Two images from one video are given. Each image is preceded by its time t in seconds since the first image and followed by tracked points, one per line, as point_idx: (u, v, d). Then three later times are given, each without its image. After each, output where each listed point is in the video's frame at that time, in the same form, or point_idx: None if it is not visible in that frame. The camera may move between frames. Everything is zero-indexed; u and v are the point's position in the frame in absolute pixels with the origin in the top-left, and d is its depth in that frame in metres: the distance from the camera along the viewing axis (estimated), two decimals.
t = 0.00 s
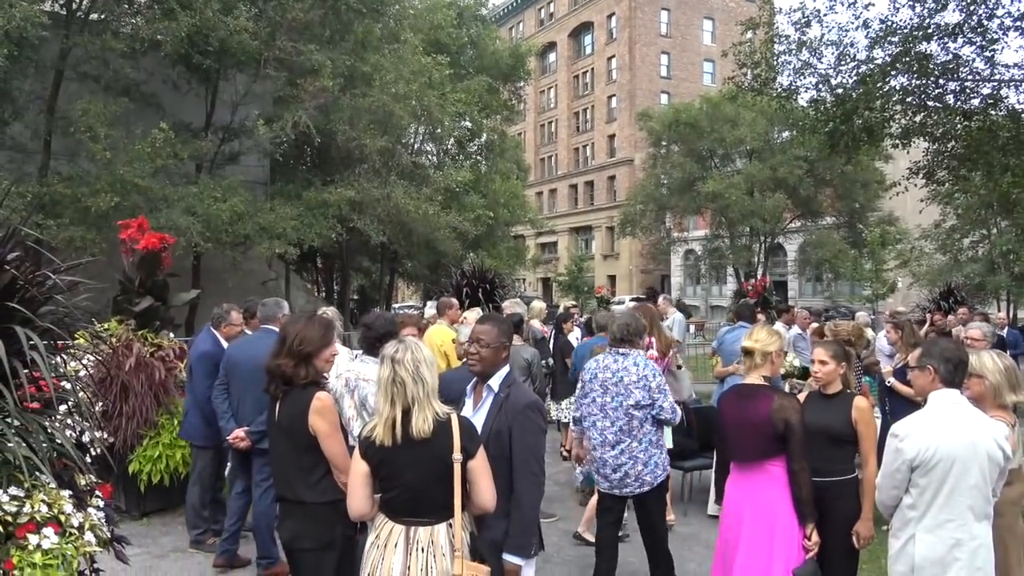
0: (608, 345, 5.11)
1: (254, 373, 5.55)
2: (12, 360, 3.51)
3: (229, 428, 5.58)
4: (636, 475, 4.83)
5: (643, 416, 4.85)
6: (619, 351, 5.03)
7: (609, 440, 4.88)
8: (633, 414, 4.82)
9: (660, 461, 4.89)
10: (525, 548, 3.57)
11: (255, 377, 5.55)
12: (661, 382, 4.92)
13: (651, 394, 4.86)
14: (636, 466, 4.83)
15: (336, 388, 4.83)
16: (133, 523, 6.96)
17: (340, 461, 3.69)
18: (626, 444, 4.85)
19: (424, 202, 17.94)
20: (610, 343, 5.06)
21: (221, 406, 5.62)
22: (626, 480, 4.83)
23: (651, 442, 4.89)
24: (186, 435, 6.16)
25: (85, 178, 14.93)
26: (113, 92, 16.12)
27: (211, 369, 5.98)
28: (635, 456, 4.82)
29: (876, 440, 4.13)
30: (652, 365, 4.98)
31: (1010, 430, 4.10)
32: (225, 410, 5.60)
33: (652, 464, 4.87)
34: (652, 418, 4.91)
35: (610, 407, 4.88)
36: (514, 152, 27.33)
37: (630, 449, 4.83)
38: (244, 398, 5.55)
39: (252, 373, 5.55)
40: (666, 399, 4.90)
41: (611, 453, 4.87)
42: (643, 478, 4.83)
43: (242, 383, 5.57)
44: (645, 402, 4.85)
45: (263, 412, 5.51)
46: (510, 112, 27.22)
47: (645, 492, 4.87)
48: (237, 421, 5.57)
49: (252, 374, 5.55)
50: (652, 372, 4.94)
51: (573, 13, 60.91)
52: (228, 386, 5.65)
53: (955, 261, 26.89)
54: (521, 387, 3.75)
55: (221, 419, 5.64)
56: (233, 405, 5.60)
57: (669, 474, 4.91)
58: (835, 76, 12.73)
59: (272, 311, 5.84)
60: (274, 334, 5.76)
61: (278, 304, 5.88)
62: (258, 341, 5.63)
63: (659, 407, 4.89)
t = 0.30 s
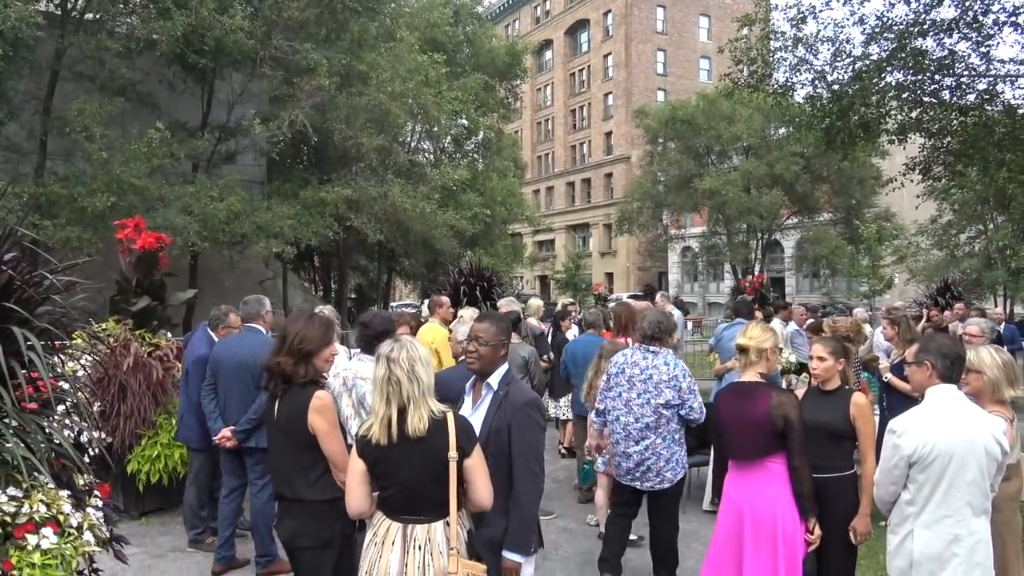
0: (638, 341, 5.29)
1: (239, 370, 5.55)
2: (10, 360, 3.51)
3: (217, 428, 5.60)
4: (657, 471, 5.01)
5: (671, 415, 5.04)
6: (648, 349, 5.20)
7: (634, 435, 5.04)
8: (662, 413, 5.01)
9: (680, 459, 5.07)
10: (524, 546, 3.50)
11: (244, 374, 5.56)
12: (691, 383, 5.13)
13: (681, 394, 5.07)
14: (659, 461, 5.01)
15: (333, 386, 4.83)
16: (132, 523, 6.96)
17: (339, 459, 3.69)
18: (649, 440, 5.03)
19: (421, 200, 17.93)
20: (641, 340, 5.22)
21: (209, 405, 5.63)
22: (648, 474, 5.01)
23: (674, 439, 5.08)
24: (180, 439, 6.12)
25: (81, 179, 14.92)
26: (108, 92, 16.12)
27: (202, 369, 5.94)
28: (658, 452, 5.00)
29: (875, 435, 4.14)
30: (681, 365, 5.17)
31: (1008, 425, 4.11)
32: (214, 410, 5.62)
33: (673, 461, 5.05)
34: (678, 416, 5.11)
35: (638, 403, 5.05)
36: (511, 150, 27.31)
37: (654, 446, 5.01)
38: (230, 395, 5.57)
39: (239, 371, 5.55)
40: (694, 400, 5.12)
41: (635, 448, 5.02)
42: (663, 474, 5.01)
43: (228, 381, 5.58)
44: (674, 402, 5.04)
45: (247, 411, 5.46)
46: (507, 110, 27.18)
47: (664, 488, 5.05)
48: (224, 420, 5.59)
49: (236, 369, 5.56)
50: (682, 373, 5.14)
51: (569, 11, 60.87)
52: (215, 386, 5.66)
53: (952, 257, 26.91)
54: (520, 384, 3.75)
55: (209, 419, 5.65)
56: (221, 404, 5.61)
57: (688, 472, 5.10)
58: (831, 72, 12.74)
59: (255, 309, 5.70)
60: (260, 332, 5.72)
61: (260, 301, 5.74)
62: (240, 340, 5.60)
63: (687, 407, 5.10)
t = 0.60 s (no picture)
0: (657, 338, 5.42)
1: (228, 368, 5.54)
2: (14, 359, 3.52)
3: (205, 426, 5.61)
4: (671, 468, 5.13)
5: (685, 412, 5.20)
6: (668, 346, 5.34)
7: (649, 431, 5.19)
8: (677, 410, 5.16)
9: (694, 457, 5.20)
10: (528, 545, 3.47)
11: (232, 373, 5.54)
12: (708, 382, 5.27)
13: (697, 392, 5.21)
14: (673, 458, 5.13)
15: (336, 386, 4.84)
16: (136, 522, 6.96)
17: (342, 457, 3.69)
18: (664, 437, 5.16)
19: (423, 199, 17.93)
20: (660, 337, 5.34)
21: (199, 404, 5.63)
22: (662, 470, 5.14)
23: (690, 438, 5.21)
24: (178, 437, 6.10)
25: (83, 178, 14.95)
26: (110, 91, 16.13)
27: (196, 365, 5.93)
28: (673, 449, 5.13)
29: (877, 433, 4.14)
30: (700, 364, 5.29)
31: (1012, 422, 4.10)
32: (203, 408, 5.62)
33: (687, 460, 5.18)
34: (693, 414, 5.25)
35: (655, 399, 5.19)
36: (512, 148, 27.29)
37: (669, 443, 5.13)
38: (218, 394, 5.56)
39: (229, 370, 5.54)
40: (710, 399, 5.25)
41: (650, 444, 5.16)
42: (677, 472, 5.14)
43: (216, 379, 5.57)
44: (690, 400, 5.19)
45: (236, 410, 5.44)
46: (508, 109, 27.17)
47: (677, 486, 5.17)
48: (212, 418, 5.58)
49: (225, 368, 5.54)
50: (700, 372, 5.27)
51: (570, 9, 60.82)
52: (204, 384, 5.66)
53: (954, 254, 26.86)
54: (524, 383, 3.75)
55: (199, 418, 5.66)
56: (210, 403, 5.60)
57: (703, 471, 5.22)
58: (833, 69, 12.68)
59: (247, 307, 5.70)
60: (251, 330, 5.71)
61: (253, 300, 5.74)
62: (231, 338, 5.60)
63: (702, 405, 5.24)
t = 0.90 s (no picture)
0: (667, 336, 5.48)
1: (230, 367, 5.55)
2: (18, 358, 3.53)
3: (207, 425, 5.58)
4: (681, 465, 5.20)
5: (691, 408, 5.24)
6: (676, 343, 5.40)
7: (658, 427, 5.28)
8: (683, 406, 5.22)
9: (704, 454, 5.23)
10: (534, 543, 3.48)
11: (234, 371, 5.55)
12: (715, 376, 5.28)
13: (703, 387, 5.25)
14: (682, 455, 5.20)
15: (341, 385, 4.83)
16: (141, 521, 6.98)
17: (346, 456, 3.68)
18: (672, 434, 5.23)
19: (427, 198, 17.94)
20: (668, 335, 5.41)
21: (200, 403, 5.62)
22: (671, 468, 5.21)
23: (698, 435, 5.24)
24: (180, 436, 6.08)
25: (87, 178, 14.99)
26: (114, 91, 16.17)
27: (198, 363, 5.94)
28: (681, 446, 5.20)
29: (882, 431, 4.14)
30: (707, 360, 5.32)
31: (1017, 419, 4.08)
32: (204, 407, 5.60)
33: (697, 456, 5.22)
34: (701, 410, 5.28)
35: (663, 396, 5.27)
36: (516, 146, 27.31)
37: (677, 439, 5.21)
38: (219, 393, 5.56)
39: (230, 368, 5.55)
40: (718, 393, 5.26)
41: (659, 440, 5.24)
42: (686, 469, 5.19)
43: (218, 378, 5.58)
44: (695, 395, 5.24)
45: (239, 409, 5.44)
46: (512, 107, 27.19)
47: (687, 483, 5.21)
48: (214, 418, 5.56)
49: (228, 367, 5.55)
50: (707, 367, 5.29)
51: (573, 7, 60.81)
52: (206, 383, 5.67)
53: (958, 251, 26.81)
54: (529, 381, 3.75)
55: (200, 417, 5.64)
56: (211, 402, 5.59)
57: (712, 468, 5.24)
58: (837, 66, 12.67)
59: (247, 306, 5.72)
60: (252, 330, 5.71)
61: (252, 300, 5.75)
62: (233, 338, 5.62)
63: (710, 401, 5.26)
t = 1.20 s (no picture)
0: (678, 332, 5.54)
1: (250, 364, 5.57)
2: (33, 355, 3.55)
3: (225, 422, 5.61)
4: (700, 458, 5.22)
5: (705, 401, 5.28)
6: (688, 338, 5.44)
7: (675, 423, 5.31)
8: (697, 399, 5.26)
9: (723, 446, 5.26)
10: (547, 540, 3.49)
11: (254, 368, 5.57)
12: (726, 368, 5.33)
13: (714, 378, 5.29)
14: (700, 448, 5.22)
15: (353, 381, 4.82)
16: (154, 517, 7.01)
17: (359, 453, 3.68)
18: (689, 427, 5.28)
19: (437, 196, 17.95)
20: (679, 331, 5.47)
21: (219, 398, 5.64)
22: (692, 461, 5.22)
23: (715, 427, 5.29)
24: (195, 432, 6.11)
25: (100, 177, 15.07)
26: (126, 90, 16.26)
27: (214, 359, 5.98)
28: (699, 439, 5.23)
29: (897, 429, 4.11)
30: (718, 353, 5.37)
31: None
32: (224, 403, 5.62)
33: (715, 448, 5.25)
34: (715, 403, 5.33)
35: (676, 391, 5.32)
36: (526, 144, 27.29)
37: (694, 433, 5.25)
38: (240, 390, 5.59)
39: (248, 365, 5.57)
40: (729, 384, 5.31)
41: (677, 435, 5.28)
42: (706, 461, 5.21)
43: (237, 374, 5.60)
44: (708, 387, 5.27)
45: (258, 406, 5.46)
46: (523, 105, 27.18)
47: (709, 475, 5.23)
48: (232, 415, 5.59)
49: (245, 363, 5.58)
50: (717, 359, 5.35)
51: (583, 5, 60.68)
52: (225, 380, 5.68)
53: (972, 250, 26.60)
54: (543, 379, 3.75)
55: (218, 413, 5.66)
56: (230, 399, 5.61)
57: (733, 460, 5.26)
58: (850, 63, 12.57)
59: (266, 304, 5.84)
60: (272, 327, 5.76)
61: (272, 297, 5.87)
62: (253, 335, 5.64)
63: (722, 392, 5.31)
